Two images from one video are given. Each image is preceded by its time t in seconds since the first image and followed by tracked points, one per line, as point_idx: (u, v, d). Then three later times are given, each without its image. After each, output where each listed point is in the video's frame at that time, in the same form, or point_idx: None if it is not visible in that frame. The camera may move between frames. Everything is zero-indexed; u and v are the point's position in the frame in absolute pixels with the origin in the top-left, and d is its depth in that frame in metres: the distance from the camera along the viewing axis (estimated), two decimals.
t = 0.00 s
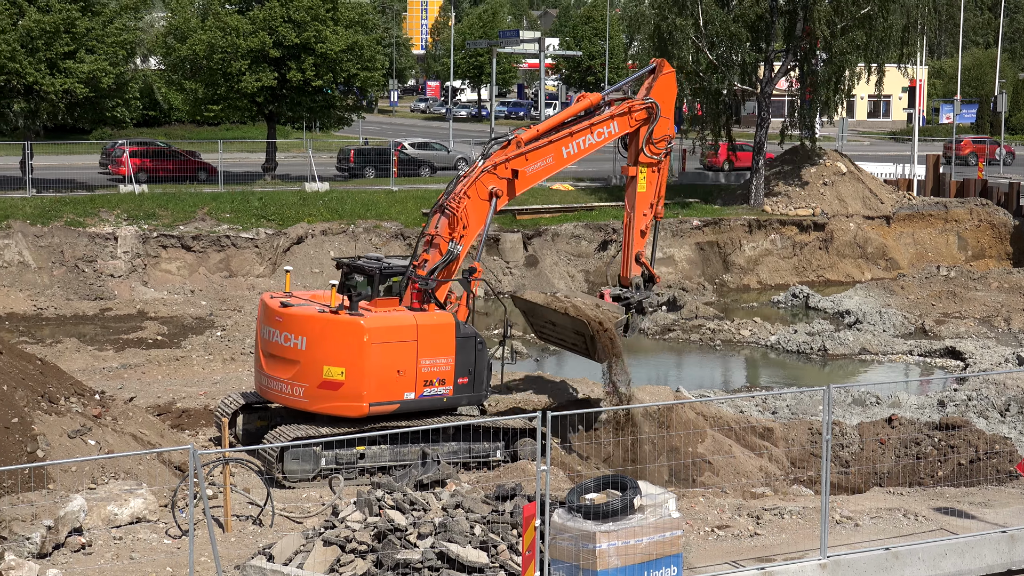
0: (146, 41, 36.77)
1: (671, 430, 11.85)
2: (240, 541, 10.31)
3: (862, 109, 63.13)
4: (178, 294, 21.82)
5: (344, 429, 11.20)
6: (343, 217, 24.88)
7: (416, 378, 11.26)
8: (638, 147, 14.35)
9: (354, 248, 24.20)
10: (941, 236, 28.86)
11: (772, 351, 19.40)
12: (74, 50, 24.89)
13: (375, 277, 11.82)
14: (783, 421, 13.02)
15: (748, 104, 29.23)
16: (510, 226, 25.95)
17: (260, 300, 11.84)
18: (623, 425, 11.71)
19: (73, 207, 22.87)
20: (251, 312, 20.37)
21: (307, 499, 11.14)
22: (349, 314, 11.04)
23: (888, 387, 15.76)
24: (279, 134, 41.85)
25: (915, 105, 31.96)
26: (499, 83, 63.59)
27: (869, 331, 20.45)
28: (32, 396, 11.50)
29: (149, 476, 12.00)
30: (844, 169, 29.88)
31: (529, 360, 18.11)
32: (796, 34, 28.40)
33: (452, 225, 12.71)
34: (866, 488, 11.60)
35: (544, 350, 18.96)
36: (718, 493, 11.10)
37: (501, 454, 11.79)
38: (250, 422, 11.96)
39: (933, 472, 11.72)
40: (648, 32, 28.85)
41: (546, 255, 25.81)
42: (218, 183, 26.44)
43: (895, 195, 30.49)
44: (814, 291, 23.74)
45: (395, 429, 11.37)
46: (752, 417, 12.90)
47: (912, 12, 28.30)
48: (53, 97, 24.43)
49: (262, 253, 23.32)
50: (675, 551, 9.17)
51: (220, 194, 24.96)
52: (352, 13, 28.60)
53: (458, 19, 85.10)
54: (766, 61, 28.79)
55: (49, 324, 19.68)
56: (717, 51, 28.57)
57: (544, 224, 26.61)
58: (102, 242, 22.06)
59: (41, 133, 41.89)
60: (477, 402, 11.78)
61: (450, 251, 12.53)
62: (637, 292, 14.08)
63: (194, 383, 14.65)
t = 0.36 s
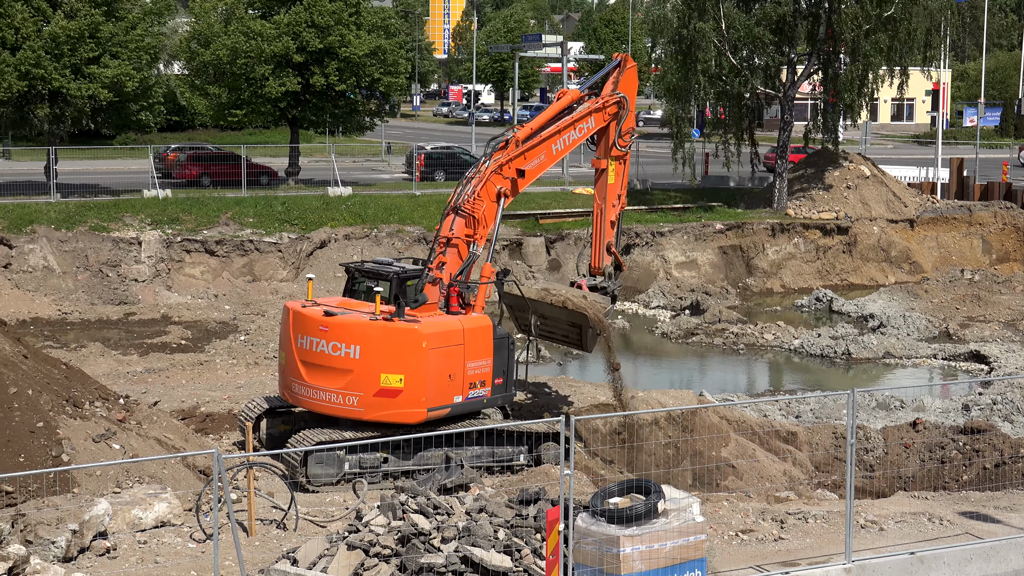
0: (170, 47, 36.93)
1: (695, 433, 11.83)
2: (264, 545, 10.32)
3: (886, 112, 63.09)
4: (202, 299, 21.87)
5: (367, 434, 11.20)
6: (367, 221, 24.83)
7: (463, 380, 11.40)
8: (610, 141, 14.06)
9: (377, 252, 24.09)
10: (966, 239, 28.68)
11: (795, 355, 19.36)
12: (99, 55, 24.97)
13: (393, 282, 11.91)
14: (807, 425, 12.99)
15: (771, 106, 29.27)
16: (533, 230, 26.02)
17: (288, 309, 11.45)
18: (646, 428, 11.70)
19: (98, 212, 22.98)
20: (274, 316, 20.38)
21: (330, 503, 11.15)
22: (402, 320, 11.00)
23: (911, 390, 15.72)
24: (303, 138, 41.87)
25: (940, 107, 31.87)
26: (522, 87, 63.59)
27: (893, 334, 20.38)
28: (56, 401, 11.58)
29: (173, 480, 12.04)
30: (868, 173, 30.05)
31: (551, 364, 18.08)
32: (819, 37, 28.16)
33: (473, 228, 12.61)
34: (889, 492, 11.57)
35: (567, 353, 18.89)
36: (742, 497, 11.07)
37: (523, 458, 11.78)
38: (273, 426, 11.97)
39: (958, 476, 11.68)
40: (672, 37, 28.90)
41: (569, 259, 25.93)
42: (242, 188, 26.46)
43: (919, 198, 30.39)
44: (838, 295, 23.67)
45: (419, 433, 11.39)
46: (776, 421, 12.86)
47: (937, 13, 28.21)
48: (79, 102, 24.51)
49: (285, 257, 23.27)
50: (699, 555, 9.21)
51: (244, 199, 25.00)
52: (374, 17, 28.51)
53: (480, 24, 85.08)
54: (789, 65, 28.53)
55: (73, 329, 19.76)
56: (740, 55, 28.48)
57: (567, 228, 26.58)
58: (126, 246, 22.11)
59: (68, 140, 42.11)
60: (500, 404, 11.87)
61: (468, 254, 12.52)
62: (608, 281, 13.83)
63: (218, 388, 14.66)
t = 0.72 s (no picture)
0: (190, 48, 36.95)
1: (714, 437, 11.85)
2: (284, 547, 10.33)
3: (906, 115, 62.94)
4: (222, 300, 21.90)
5: (387, 435, 11.22)
6: (387, 224, 24.82)
7: (505, 380, 11.53)
8: (563, 136, 14.31)
9: (397, 254, 24.10)
10: (986, 243, 28.54)
11: (815, 358, 19.33)
12: (120, 57, 25.02)
13: (408, 285, 12.36)
14: (826, 428, 12.98)
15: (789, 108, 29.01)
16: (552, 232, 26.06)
17: (326, 317, 11.19)
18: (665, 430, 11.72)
19: (119, 213, 23.01)
20: (294, 318, 20.39)
21: (350, 505, 11.17)
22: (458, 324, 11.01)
23: (932, 394, 15.71)
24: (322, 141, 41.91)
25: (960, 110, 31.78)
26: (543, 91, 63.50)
27: (913, 338, 20.32)
28: (77, 402, 11.66)
29: (193, 481, 12.06)
30: (888, 176, 29.80)
31: (571, 367, 18.04)
32: (840, 41, 28.50)
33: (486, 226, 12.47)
34: (910, 496, 11.54)
35: (587, 356, 18.84)
36: (762, 500, 11.04)
37: (543, 460, 11.77)
38: (293, 428, 11.98)
39: (979, 480, 11.63)
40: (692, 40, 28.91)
41: (589, 261, 25.92)
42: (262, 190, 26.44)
43: (939, 202, 30.26)
44: (859, 299, 23.52)
45: (439, 435, 11.41)
46: (796, 425, 12.84)
47: (958, 16, 28.09)
48: (101, 103, 24.57)
49: (306, 260, 23.28)
50: (718, 558, 9.20)
51: (264, 201, 25.06)
52: (395, 19, 28.64)
53: (499, 27, 84.99)
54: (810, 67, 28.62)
55: (94, 330, 19.79)
56: (760, 58, 28.67)
57: (587, 231, 26.58)
58: (146, 248, 22.16)
59: (92, 143, 42.29)
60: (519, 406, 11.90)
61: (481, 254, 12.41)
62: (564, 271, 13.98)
63: (238, 389, 14.66)
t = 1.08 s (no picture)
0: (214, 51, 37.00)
1: (737, 440, 11.87)
2: (307, 548, 10.34)
3: (931, 118, 62.72)
4: (246, 302, 21.97)
5: (410, 437, 11.24)
6: (409, 226, 24.80)
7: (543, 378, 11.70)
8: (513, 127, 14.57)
9: (420, 256, 24.15)
10: (1010, 246, 28.39)
11: (839, 361, 19.32)
12: (145, 59, 25.08)
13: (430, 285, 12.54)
14: (850, 432, 12.99)
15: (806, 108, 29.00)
16: (575, 235, 26.03)
17: (380, 326, 10.97)
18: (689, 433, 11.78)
19: (143, 215, 23.01)
20: (318, 320, 20.43)
21: (373, 507, 11.19)
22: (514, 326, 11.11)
23: (956, 397, 15.70)
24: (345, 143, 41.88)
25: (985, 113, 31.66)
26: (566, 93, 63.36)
27: (938, 341, 20.26)
28: (102, 403, 11.75)
29: (217, 481, 12.06)
30: (913, 179, 29.49)
31: (594, 370, 18.02)
32: (864, 43, 28.39)
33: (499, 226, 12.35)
34: (935, 501, 11.51)
35: (610, 359, 18.81)
36: (785, 503, 11.02)
37: (566, 463, 11.77)
38: (317, 429, 12.01)
39: (1004, 484, 11.58)
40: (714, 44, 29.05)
41: (612, 264, 26.01)
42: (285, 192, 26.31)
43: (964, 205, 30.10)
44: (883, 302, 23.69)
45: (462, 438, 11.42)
46: (820, 428, 12.84)
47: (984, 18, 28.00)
48: (124, 106, 24.67)
49: (329, 262, 23.42)
50: (742, 561, 9.20)
51: (288, 203, 25.03)
52: (418, 22, 28.84)
53: (523, 28, 84.84)
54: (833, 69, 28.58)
55: (118, 331, 19.86)
56: (783, 60, 28.34)
57: (610, 233, 26.58)
58: (170, 250, 22.23)
59: (118, 144, 42.51)
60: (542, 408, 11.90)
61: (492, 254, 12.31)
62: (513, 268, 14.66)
63: (261, 391, 14.69)
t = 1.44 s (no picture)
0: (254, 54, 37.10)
1: (773, 443, 11.90)
2: (342, 549, 10.37)
3: (968, 121, 62.47)
4: (281, 303, 22.06)
5: (445, 439, 11.26)
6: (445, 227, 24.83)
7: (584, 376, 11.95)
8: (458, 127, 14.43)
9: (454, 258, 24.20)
10: None
11: (875, 365, 19.27)
12: (182, 61, 25.20)
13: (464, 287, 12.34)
14: (886, 436, 13.01)
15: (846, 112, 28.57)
16: (610, 237, 25.96)
17: (457, 333, 10.84)
18: (724, 437, 11.81)
19: (179, 216, 22.87)
20: (353, 321, 20.46)
21: (408, 508, 11.22)
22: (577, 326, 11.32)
23: (994, 403, 15.62)
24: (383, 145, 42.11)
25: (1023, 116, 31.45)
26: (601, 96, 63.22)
27: (975, 346, 20.12)
28: (139, 403, 11.86)
29: (252, 482, 12.09)
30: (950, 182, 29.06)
31: (630, 372, 18.07)
32: (901, 46, 28.09)
33: (520, 226, 11.99)
34: (972, 505, 11.48)
35: (645, 361, 18.86)
36: (821, 507, 10.99)
37: (601, 465, 11.76)
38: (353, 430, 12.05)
39: None
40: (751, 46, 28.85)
41: (647, 266, 25.93)
42: (322, 193, 26.56)
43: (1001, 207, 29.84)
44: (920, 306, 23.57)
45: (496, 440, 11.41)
46: (856, 432, 12.85)
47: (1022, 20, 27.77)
48: (160, 109, 24.79)
49: (364, 264, 23.21)
50: (778, 566, 9.14)
51: (323, 205, 24.76)
52: (454, 25, 28.56)
53: (558, 30, 84.69)
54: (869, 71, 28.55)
55: (155, 332, 19.97)
56: (820, 63, 28.52)
57: (645, 235, 26.48)
58: (207, 251, 22.32)
59: (156, 145, 42.78)
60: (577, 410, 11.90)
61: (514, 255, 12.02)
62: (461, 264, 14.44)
63: (296, 391, 14.78)
